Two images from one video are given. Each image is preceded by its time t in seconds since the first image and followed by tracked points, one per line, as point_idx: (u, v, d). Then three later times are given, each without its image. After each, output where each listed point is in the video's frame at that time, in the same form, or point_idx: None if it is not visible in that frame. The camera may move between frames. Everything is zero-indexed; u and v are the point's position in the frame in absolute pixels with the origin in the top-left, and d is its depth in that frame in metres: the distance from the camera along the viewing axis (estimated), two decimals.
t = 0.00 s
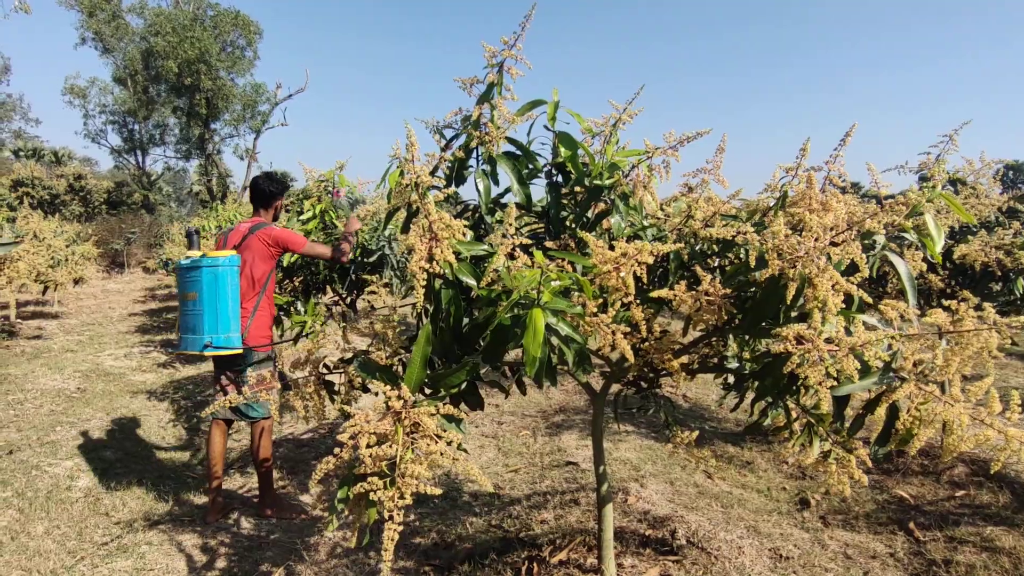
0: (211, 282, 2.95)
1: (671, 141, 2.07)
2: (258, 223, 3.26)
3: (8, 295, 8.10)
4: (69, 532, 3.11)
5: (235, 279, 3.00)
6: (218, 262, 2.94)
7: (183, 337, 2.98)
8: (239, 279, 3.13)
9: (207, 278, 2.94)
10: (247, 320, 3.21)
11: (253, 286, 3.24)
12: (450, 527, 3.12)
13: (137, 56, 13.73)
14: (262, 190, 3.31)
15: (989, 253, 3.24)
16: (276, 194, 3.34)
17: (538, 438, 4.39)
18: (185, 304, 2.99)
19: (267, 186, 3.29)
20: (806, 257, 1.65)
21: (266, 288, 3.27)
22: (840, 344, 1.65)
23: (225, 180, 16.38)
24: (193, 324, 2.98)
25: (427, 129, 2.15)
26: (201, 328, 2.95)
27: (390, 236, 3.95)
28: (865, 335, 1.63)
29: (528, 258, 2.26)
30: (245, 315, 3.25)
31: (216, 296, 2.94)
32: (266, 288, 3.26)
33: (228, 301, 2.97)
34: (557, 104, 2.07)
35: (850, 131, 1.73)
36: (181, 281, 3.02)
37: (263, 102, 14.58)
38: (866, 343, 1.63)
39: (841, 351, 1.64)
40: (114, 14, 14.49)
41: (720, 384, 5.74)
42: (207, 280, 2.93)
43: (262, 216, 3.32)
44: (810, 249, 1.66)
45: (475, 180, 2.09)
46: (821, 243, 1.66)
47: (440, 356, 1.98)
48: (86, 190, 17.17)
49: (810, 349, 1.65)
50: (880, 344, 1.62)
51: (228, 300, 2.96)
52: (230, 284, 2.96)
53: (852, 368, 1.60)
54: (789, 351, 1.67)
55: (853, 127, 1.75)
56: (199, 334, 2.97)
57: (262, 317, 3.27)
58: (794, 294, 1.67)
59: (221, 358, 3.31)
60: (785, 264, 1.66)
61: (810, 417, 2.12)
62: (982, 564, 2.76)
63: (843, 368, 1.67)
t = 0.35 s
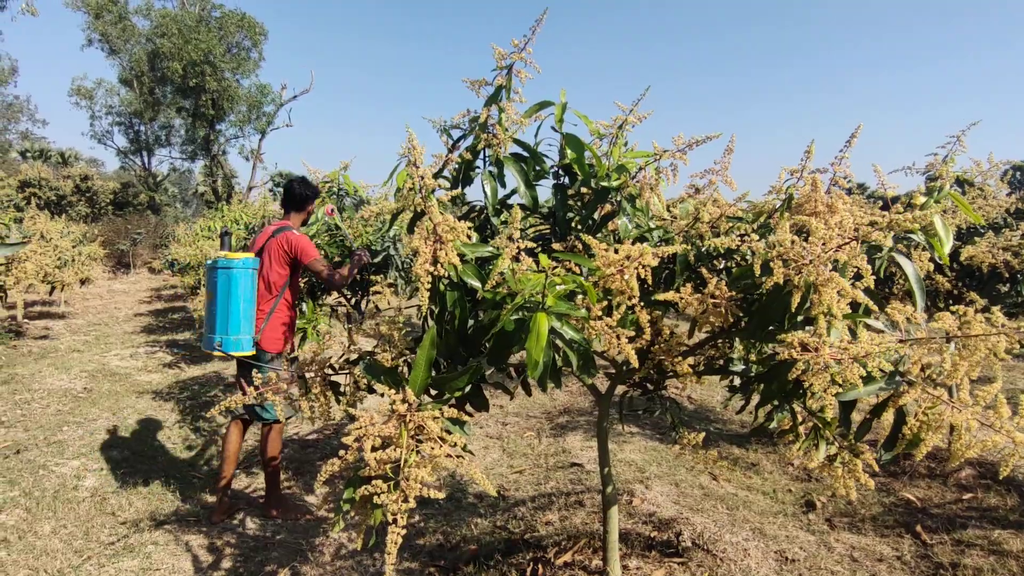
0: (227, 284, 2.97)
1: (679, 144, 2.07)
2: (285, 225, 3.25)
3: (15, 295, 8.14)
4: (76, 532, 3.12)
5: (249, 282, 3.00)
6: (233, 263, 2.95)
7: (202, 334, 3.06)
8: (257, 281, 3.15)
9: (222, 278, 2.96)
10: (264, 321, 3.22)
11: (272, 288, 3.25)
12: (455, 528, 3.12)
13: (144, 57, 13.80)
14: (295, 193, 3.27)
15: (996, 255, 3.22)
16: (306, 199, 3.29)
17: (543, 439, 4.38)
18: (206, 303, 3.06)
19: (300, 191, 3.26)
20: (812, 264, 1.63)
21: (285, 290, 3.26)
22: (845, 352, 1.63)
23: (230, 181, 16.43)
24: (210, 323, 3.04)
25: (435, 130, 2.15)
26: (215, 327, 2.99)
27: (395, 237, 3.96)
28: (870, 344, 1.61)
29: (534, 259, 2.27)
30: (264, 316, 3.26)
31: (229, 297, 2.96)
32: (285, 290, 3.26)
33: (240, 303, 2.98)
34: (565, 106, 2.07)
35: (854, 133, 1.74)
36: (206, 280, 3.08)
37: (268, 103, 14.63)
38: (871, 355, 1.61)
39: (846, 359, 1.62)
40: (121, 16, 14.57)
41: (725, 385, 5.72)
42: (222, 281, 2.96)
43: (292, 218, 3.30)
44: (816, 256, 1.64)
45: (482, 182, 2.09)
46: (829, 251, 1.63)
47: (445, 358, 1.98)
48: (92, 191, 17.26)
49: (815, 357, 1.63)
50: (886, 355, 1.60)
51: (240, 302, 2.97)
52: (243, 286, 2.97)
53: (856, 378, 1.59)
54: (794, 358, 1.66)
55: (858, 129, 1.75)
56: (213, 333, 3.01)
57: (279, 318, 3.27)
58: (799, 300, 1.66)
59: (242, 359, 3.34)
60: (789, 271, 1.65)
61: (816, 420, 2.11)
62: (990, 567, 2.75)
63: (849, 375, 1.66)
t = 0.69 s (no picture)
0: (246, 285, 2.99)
1: (683, 144, 2.06)
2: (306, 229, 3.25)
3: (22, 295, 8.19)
4: (82, 532, 3.13)
5: (267, 282, 3.00)
6: (252, 264, 2.98)
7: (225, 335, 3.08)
8: (278, 282, 3.16)
9: (242, 279, 3.00)
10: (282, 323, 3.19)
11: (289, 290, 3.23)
12: (459, 530, 3.12)
13: (149, 58, 13.87)
14: (324, 197, 3.28)
15: (1004, 256, 3.20)
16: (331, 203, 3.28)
17: (547, 440, 4.38)
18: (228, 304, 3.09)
19: (328, 193, 3.26)
20: (821, 266, 1.62)
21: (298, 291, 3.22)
22: (855, 354, 1.61)
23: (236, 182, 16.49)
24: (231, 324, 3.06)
25: (442, 129, 2.15)
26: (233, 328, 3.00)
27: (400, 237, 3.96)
28: (880, 346, 1.59)
29: (539, 260, 2.26)
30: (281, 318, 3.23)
31: (246, 297, 2.97)
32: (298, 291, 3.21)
33: (256, 303, 2.97)
34: (571, 106, 2.07)
35: (860, 134, 1.73)
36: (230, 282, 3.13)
37: (272, 104, 14.67)
38: (883, 356, 1.59)
39: (856, 362, 1.61)
40: (127, 17, 14.64)
41: (730, 387, 5.70)
42: (241, 282, 2.99)
43: (318, 222, 3.28)
44: (825, 258, 1.63)
45: (487, 182, 2.09)
46: (837, 252, 1.63)
47: (450, 359, 1.97)
48: (99, 191, 17.35)
49: (824, 359, 1.62)
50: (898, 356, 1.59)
51: (256, 302, 2.97)
52: (260, 286, 2.97)
53: (866, 381, 1.57)
54: (802, 360, 1.65)
55: (864, 129, 1.74)
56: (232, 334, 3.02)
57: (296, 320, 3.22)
58: (808, 302, 1.65)
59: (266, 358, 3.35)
60: (798, 273, 1.64)
61: (822, 423, 2.09)
62: (998, 571, 2.72)
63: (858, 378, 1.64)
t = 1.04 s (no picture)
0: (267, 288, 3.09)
1: (690, 144, 2.06)
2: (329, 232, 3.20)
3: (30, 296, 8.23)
4: (89, 532, 3.14)
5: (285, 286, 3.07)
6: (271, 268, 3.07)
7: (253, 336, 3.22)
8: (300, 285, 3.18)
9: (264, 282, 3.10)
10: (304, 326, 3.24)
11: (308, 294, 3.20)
12: (465, 530, 3.12)
13: (155, 60, 13.93)
14: (349, 200, 3.25)
15: (1014, 257, 3.17)
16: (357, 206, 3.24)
17: (552, 441, 4.37)
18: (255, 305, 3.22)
19: (353, 197, 3.22)
20: (830, 264, 1.62)
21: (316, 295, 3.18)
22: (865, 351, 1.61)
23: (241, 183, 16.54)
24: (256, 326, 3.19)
25: (447, 130, 2.15)
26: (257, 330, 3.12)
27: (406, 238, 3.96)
28: (890, 342, 1.59)
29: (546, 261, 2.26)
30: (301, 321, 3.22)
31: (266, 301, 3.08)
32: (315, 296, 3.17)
33: (275, 307, 3.06)
34: (576, 107, 2.07)
35: (870, 133, 1.71)
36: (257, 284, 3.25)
37: (278, 105, 14.71)
38: (892, 352, 1.59)
39: (865, 358, 1.60)
40: (133, 19, 14.71)
41: (736, 389, 5.68)
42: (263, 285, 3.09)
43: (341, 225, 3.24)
44: (834, 256, 1.62)
45: (493, 183, 2.08)
46: (846, 249, 1.63)
47: (458, 359, 1.97)
48: (105, 192, 17.44)
49: (833, 356, 1.61)
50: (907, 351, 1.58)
51: (275, 306, 3.06)
52: (279, 290, 3.05)
53: (877, 377, 1.56)
54: (812, 358, 1.64)
55: (874, 129, 1.73)
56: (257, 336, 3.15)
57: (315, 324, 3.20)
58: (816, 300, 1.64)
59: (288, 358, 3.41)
60: (807, 270, 1.63)
61: (831, 424, 2.08)
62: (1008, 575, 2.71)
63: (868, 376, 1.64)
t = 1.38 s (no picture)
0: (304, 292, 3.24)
1: (705, 143, 2.03)
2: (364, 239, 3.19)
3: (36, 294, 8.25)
4: (96, 531, 3.12)
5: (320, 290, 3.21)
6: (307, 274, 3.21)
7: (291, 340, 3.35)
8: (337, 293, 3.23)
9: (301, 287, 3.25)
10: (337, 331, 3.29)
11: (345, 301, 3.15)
12: (473, 531, 3.09)
13: (161, 59, 13.95)
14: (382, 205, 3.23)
15: None
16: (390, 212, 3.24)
17: (560, 442, 4.34)
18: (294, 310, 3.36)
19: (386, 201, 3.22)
20: (851, 265, 1.58)
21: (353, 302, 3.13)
22: (889, 355, 1.57)
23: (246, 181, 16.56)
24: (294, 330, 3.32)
25: (457, 129, 2.12)
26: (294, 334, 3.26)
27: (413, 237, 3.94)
28: (914, 347, 1.55)
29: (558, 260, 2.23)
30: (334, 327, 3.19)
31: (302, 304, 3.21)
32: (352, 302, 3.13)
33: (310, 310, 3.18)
34: (589, 105, 2.04)
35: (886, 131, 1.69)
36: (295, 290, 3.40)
37: (283, 104, 14.72)
38: (919, 358, 1.54)
39: (890, 362, 1.56)
40: (139, 18, 14.74)
41: (743, 389, 5.64)
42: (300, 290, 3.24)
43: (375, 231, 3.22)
44: (855, 257, 1.59)
45: (505, 182, 2.05)
46: (868, 250, 1.59)
47: (470, 360, 1.95)
48: (111, 191, 17.48)
49: (856, 360, 1.58)
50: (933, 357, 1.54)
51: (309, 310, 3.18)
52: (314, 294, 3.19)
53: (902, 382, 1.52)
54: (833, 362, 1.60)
55: (890, 126, 1.70)
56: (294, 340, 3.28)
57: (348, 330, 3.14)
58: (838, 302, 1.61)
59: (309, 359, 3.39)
60: (828, 272, 1.60)
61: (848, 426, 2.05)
62: None
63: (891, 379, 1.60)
